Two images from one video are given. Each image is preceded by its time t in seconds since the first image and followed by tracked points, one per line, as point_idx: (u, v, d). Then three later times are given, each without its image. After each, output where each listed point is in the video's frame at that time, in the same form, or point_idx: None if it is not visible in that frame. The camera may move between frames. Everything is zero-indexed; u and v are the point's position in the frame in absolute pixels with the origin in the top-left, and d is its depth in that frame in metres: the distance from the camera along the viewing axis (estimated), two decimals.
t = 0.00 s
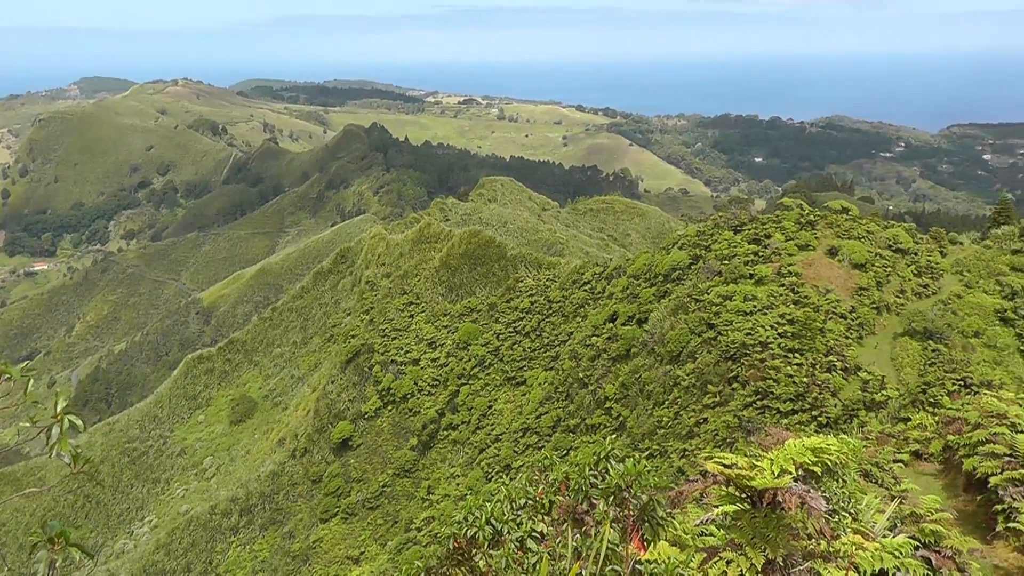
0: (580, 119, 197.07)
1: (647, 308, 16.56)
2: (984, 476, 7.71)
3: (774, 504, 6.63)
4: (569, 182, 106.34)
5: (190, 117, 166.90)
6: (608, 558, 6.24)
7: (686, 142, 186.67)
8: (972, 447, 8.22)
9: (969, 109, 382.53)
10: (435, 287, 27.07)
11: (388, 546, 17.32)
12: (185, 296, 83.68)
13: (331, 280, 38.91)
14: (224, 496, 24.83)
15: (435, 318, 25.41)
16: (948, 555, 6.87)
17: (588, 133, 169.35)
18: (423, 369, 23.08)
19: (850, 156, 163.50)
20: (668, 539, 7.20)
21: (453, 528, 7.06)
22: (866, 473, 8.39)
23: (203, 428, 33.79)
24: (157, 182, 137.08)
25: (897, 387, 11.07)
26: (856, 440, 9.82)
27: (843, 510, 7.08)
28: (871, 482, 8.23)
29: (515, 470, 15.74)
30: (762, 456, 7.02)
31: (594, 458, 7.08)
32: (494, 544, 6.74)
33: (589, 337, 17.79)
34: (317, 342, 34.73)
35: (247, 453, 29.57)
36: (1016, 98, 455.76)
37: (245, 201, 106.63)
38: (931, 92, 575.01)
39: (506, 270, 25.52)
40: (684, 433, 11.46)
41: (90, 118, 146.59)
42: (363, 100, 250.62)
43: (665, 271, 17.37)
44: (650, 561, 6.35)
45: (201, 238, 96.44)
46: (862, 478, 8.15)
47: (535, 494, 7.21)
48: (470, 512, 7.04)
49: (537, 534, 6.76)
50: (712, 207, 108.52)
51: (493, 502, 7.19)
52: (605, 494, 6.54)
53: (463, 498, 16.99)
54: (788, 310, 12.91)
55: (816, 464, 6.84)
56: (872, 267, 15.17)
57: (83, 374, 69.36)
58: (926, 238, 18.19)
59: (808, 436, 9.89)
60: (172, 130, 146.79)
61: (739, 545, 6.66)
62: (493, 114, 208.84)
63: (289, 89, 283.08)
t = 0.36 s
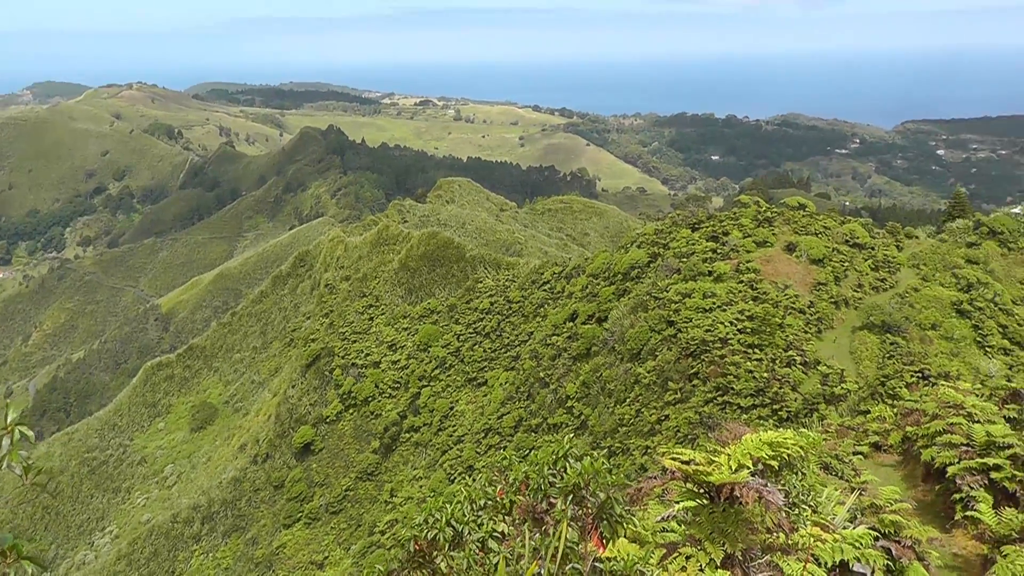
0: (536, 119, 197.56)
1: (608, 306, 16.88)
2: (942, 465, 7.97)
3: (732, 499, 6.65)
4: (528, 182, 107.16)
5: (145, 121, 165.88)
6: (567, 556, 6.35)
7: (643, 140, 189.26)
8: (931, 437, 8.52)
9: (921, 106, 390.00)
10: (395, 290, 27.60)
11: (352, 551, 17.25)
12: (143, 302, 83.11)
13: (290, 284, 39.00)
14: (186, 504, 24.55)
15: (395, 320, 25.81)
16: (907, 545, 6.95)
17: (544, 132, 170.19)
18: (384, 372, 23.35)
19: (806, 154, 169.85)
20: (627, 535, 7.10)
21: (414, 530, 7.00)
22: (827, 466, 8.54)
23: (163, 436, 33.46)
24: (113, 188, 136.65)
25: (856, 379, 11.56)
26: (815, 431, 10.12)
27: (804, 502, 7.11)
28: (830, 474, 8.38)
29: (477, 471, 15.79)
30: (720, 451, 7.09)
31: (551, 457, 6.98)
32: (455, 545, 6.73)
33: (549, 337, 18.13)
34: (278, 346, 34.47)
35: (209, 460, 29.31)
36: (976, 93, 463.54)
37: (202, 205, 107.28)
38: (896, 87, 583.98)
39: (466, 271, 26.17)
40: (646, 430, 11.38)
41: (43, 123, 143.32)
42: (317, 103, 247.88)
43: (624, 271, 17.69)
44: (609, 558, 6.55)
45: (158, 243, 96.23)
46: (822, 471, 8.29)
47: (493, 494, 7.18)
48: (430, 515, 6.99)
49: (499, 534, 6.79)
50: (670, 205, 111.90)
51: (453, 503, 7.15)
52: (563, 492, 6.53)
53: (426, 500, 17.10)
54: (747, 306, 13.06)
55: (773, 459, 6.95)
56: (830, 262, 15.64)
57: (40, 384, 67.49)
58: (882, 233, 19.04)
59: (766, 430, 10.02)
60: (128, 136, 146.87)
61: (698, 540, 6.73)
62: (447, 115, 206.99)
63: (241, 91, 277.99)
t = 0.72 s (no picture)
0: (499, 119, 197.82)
1: (569, 306, 17.15)
2: (898, 462, 8.20)
3: (689, 495, 6.77)
4: (489, 181, 107.02)
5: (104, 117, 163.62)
6: (526, 554, 6.39)
7: (606, 139, 190.39)
8: (888, 435, 8.75)
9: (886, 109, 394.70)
10: (357, 289, 27.60)
11: (313, 551, 17.34)
12: (103, 301, 82.05)
13: (252, 282, 38.32)
14: (146, 506, 24.63)
15: (357, 319, 25.94)
16: (863, 541, 7.04)
17: (506, 133, 171.74)
18: (345, 371, 23.45)
19: (767, 154, 173.01)
20: (587, 533, 7.05)
21: (373, 529, 7.01)
22: (786, 463, 8.62)
23: (122, 437, 33.36)
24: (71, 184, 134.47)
25: (815, 378, 11.77)
26: (774, 429, 10.34)
27: (760, 499, 7.25)
28: (790, 472, 8.48)
29: (438, 470, 15.91)
30: (677, 449, 7.25)
31: (512, 455, 7.11)
32: (416, 544, 6.73)
33: (511, 336, 18.43)
34: (239, 346, 33.97)
35: (169, 461, 29.28)
36: (942, 97, 471.57)
37: (162, 203, 107.52)
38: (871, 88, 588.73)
39: (427, 269, 26.12)
40: (607, 428, 11.47)
41: None
42: (279, 100, 243.43)
43: (586, 270, 17.83)
44: (568, 555, 6.46)
45: (117, 241, 95.53)
46: (781, 469, 8.38)
47: (454, 493, 7.22)
48: (390, 514, 7.02)
49: (459, 532, 6.79)
50: (632, 204, 113.57)
51: (413, 501, 7.17)
52: (522, 490, 6.69)
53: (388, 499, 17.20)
54: (708, 306, 13.23)
55: (730, 455, 7.11)
56: (790, 262, 15.85)
57: None
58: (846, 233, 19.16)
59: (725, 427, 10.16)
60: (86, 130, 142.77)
61: (655, 536, 6.75)
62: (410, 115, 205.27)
63: (202, 88, 273.36)
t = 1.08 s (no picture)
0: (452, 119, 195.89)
1: (524, 306, 17.14)
2: (850, 458, 8.40)
3: (643, 493, 6.85)
4: (443, 182, 105.54)
5: (53, 117, 159.81)
6: (481, 554, 6.36)
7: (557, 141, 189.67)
8: (840, 430, 8.96)
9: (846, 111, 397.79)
10: (311, 291, 27.59)
11: (268, 557, 16.99)
12: (53, 304, 83.33)
13: (205, 285, 38.49)
14: (98, 514, 24.80)
15: (311, 322, 26.00)
16: (817, 535, 7.14)
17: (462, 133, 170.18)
18: (301, 374, 23.35)
19: (722, 155, 173.49)
20: (542, 532, 6.98)
21: (329, 533, 6.92)
22: (740, 461, 8.77)
23: (74, 444, 33.26)
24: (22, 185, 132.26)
25: (769, 376, 12.00)
26: (725, 426, 10.45)
27: (716, 496, 7.30)
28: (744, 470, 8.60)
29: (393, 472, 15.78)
30: (631, 447, 7.28)
31: (467, 456, 7.07)
32: (371, 547, 6.69)
33: (467, 337, 18.50)
34: (193, 349, 33.69)
35: (121, 467, 29.02)
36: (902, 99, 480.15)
37: (114, 205, 106.96)
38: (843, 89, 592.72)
39: (382, 272, 26.42)
40: (563, 428, 11.47)
41: None
42: (231, 100, 237.56)
43: (541, 270, 17.81)
44: (522, 553, 6.42)
45: (68, 244, 95.60)
46: (737, 467, 8.48)
47: (410, 495, 7.14)
48: (345, 516, 6.95)
49: (414, 535, 6.75)
50: (587, 204, 113.10)
51: (368, 504, 7.11)
52: (476, 490, 6.69)
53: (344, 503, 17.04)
54: (663, 306, 13.28)
55: (683, 452, 7.11)
56: (744, 262, 16.15)
57: None
58: (795, 233, 19.65)
59: (676, 426, 10.27)
60: (35, 131, 141.03)
61: (609, 534, 6.77)
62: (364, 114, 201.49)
63: (155, 87, 267.84)
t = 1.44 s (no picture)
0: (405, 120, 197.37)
1: (479, 306, 17.63)
2: (806, 452, 8.54)
3: (597, 490, 6.88)
4: (398, 183, 110.07)
5: None
6: (435, 554, 6.45)
7: (510, 141, 193.18)
8: (796, 425, 9.18)
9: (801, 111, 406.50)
10: (265, 293, 28.43)
11: (224, 562, 17.01)
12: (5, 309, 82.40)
13: (158, 288, 39.05)
14: (50, 522, 24.51)
15: (265, 324, 26.58)
16: (772, 529, 7.19)
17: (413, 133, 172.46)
18: (255, 377, 23.62)
19: (674, 154, 176.76)
20: (496, 531, 7.02)
21: (284, 536, 6.88)
22: (696, 457, 8.81)
23: (25, 451, 33.02)
24: None
25: (724, 373, 12.09)
26: (682, 422, 10.47)
27: (671, 493, 7.36)
28: (699, 465, 8.73)
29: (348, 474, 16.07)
30: (585, 445, 7.27)
31: (421, 455, 7.03)
32: (327, 549, 6.68)
33: (422, 337, 18.83)
34: (147, 353, 33.62)
35: (75, 474, 28.86)
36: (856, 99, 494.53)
37: (64, 208, 106.75)
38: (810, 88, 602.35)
39: (336, 272, 27.77)
40: (519, 427, 11.47)
41: None
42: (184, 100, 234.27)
43: (496, 270, 18.31)
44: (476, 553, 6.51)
45: (19, 247, 95.43)
46: (693, 463, 8.55)
47: (365, 497, 7.15)
48: (300, 521, 6.94)
49: (370, 536, 6.77)
50: (539, 203, 117.34)
51: (323, 507, 7.14)
52: (430, 490, 6.67)
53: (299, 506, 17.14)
54: (618, 304, 13.36)
55: (637, 449, 7.15)
56: (699, 259, 16.31)
57: None
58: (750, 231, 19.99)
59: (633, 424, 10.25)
60: None
61: (564, 532, 6.77)
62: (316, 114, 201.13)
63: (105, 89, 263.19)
